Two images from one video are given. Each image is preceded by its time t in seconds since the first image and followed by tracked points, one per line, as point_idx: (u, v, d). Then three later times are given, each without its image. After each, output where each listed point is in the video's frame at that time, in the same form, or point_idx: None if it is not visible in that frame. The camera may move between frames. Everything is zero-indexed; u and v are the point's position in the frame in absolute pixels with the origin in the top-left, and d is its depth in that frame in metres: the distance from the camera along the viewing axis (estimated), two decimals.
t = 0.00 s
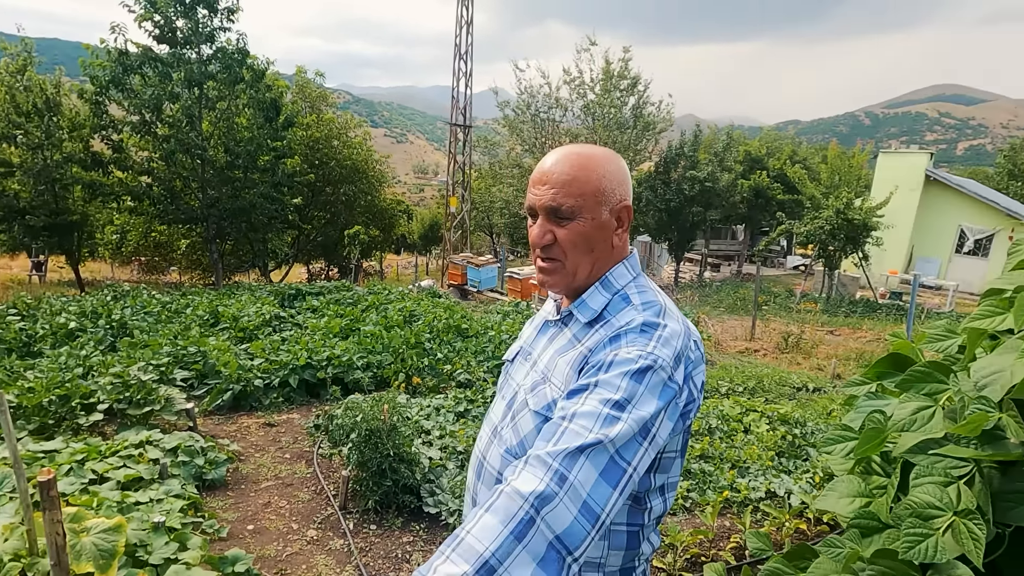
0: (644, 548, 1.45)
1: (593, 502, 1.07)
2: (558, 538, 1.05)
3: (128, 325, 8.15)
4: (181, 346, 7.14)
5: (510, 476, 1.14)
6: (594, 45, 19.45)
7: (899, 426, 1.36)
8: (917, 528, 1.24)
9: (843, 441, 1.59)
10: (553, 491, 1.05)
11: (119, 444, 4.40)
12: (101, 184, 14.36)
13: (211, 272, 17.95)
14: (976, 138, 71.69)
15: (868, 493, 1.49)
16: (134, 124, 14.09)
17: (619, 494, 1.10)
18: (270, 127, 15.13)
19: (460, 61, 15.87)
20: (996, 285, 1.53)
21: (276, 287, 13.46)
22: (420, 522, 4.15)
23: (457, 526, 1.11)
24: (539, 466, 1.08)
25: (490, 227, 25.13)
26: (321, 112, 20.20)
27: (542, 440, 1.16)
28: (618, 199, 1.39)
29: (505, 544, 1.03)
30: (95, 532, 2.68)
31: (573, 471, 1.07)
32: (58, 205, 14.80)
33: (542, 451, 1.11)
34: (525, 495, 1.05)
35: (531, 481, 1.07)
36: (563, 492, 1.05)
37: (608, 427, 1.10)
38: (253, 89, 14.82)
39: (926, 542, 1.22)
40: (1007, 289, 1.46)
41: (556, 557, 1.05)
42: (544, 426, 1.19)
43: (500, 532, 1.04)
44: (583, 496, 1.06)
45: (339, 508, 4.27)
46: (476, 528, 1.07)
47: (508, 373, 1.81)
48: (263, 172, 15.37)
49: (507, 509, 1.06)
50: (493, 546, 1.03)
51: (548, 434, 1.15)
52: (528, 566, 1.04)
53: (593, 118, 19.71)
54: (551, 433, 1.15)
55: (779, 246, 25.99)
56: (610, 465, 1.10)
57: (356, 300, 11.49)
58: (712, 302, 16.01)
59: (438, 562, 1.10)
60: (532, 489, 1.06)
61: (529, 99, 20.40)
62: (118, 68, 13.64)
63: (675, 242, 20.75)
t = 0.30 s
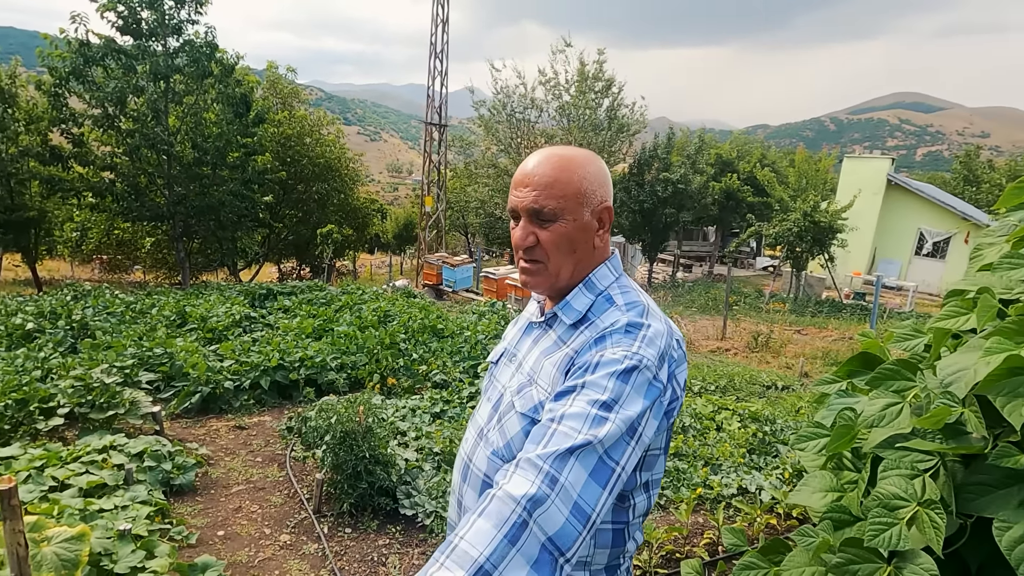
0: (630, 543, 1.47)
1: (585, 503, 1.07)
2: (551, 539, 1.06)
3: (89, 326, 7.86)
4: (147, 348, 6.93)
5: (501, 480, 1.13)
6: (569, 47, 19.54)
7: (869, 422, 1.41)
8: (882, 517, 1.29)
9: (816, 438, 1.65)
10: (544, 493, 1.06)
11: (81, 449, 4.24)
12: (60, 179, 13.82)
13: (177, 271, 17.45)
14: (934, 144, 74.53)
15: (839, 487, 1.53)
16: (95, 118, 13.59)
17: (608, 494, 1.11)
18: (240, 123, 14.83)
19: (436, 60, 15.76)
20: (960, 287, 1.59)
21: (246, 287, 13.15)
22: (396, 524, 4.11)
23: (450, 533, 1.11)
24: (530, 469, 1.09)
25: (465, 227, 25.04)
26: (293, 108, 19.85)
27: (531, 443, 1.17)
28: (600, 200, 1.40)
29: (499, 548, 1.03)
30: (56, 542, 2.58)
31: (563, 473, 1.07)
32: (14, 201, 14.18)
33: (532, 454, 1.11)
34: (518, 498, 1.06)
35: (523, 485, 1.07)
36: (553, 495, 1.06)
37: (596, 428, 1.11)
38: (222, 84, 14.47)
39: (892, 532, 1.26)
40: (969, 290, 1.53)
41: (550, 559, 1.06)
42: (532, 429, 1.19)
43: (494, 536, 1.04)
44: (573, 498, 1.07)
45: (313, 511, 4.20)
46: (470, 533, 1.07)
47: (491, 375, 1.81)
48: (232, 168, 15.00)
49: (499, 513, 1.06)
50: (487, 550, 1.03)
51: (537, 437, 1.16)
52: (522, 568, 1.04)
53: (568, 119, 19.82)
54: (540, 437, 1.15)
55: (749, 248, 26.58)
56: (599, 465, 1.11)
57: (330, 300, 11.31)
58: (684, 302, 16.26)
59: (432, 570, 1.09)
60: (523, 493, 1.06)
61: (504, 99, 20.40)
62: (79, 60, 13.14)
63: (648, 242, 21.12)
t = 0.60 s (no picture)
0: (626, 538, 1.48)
1: (588, 498, 1.08)
2: (557, 536, 1.06)
3: (69, 321, 7.70)
4: (129, 343, 6.81)
5: (505, 479, 1.13)
6: (559, 46, 19.52)
7: (856, 424, 1.43)
8: (875, 522, 1.31)
9: (803, 438, 1.66)
10: (549, 489, 1.06)
11: (60, 446, 4.16)
12: (40, 170, 13.52)
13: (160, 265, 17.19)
14: (915, 149, 75.84)
15: (826, 488, 1.55)
16: (77, 109, 13.31)
17: (611, 488, 1.13)
18: (226, 116, 14.63)
19: (426, 56, 15.65)
20: (945, 291, 1.61)
21: (230, 282, 12.98)
22: (383, 523, 4.10)
23: (456, 534, 1.10)
24: (533, 468, 1.09)
25: (454, 224, 24.96)
26: (281, 102, 19.61)
27: (533, 441, 1.17)
28: (607, 199, 1.47)
29: (507, 546, 1.03)
30: (35, 540, 2.53)
31: (567, 469, 1.08)
32: None
33: (535, 453, 1.11)
34: (523, 496, 1.06)
35: (527, 482, 1.07)
36: (557, 492, 1.06)
37: (596, 425, 1.12)
38: (208, 76, 14.25)
39: (884, 536, 1.28)
40: (955, 294, 1.54)
41: (556, 556, 1.06)
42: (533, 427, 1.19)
43: (501, 534, 1.04)
44: (577, 494, 1.08)
45: (299, 510, 4.17)
46: (477, 532, 1.06)
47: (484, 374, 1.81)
48: (218, 162, 14.78)
49: (505, 511, 1.06)
50: (495, 549, 1.03)
51: (539, 435, 1.16)
52: (529, 566, 1.05)
53: (558, 118, 19.82)
54: (541, 434, 1.15)
55: (735, 248, 26.83)
56: (601, 460, 1.11)
57: (316, 297, 11.21)
58: (671, 302, 16.36)
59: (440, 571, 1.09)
60: (528, 490, 1.06)
61: (494, 97, 20.35)
62: (60, 48, 12.85)
63: (636, 242, 21.24)
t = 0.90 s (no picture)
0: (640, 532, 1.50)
1: (616, 493, 1.10)
2: (586, 530, 1.07)
3: (78, 310, 7.77)
4: (137, 334, 6.86)
5: (533, 475, 1.14)
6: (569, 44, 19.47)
7: (865, 426, 1.43)
8: (881, 523, 1.31)
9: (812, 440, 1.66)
10: (581, 483, 1.07)
11: (69, 434, 4.21)
12: (51, 161, 13.61)
13: (168, 257, 17.30)
14: (925, 154, 75.32)
15: (834, 490, 1.54)
16: (88, 100, 13.38)
17: (636, 483, 1.14)
18: (235, 109, 14.68)
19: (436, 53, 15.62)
20: (957, 295, 1.60)
21: (237, 275, 13.03)
22: (387, 517, 4.11)
23: (489, 529, 1.11)
24: (563, 463, 1.10)
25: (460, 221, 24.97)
26: (290, 96, 19.66)
27: (558, 436, 1.18)
28: (625, 198, 1.50)
29: (541, 540, 1.04)
30: (46, 526, 2.56)
31: (596, 464, 1.09)
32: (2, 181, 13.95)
33: (564, 448, 1.12)
34: (555, 491, 1.07)
35: (558, 477, 1.08)
36: (586, 487, 1.07)
37: (623, 420, 1.13)
38: (218, 69, 14.31)
39: (891, 537, 1.28)
40: (967, 299, 1.54)
41: (585, 549, 1.08)
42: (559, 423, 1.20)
43: (536, 529, 1.05)
44: (606, 489, 1.09)
45: (303, 502, 4.20)
46: (511, 527, 1.07)
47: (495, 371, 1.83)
48: (227, 155, 14.82)
49: (538, 506, 1.07)
50: (530, 543, 1.04)
51: (564, 430, 1.17)
52: (562, 561, 1.06)
53: (566, 117, 19.77)
54: (569, 430, 1.16)
55: (741, 250, 26.72)
56: (627, 456, 1.13)
57: (322, 291, 11.26)
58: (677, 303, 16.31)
59: (476, 566, 1.10)
60: (561, 486, 1.07)
61: (502, 95, 20.33)
62: (73, 39, 12.92)
63: (642, 242, 21.19)
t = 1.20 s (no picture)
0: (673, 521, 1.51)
1: (658, 483, 1.12)
2: (632, 520, 1.08)
3: (100, 307, 7.92)
4: (158, 330, 6.98)
5: (577, 465, 1.15)
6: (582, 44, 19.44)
7: (898, 418, 1.42)
8: (915, 514, 1.29)
9: (841, 434, 1.64)
10: (626, 473, 1.09)
11: (94, 427, 4.29)
12: (73, 161, 13.85)
13: (185, 256, 17.56)
14: (944, 154, 74.07)
15: (865, 484, 1.53)
16: (109, 101, 13.62)
17: (675, 473, 1.16)
18: (252, 110, 14.87)
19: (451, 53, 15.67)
20: (990, 289, 1.59)
21: (254, 274, 13.17)
22: (405, 512, 4.14)
23: (537, 519, 1.12)
24: (607, 453, 1.11)
25: (472, 221, 25.02)
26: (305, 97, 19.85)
27: (599, 427, 1.19)
28: (658, 188, 1.52)
29: (590, 529, 1.06)
30: (76, 514, 2.61)
31: (638, 454, 1.10)
32: (26, 181, 14.24)
33: (607, 438, 1.13)
34: (602, 481, 1.08)
35: (604, 467, 1.09)
36: (631, 477, 1.09)
37: (663, 411, 1.14)
38: (235, 71, 14.51)
39: (924, 528, 1.25)
40: (1002, 291, 1.53)
41: (631, 539, 1.09)
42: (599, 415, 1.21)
43: (585, 518, 1.06)
44: (648, 479, 1.11)
45: (323, 496, 4.25)
46: (561, 517, 1.08)
47: (523, 362, 1.84)
48: (244, 155, 15.00)
49: (586, 495, 1.08)
50: (580, 533, 1.05)
51: (607, 421, 1.18)
52: (609, 550, 1.07)
53: (579, 116, 19.74)
54: (610, 421, 1.17)
55: (756, 251, 26.50)
56: (668, 446, 1.14)
57: (337, 290, 11.35)
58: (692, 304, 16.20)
59: (525, 556, 1.11)
60: (606, 475, 1.08)
61: (515, 95, 20.35)
62: (95, 42, 13.17)
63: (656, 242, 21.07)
